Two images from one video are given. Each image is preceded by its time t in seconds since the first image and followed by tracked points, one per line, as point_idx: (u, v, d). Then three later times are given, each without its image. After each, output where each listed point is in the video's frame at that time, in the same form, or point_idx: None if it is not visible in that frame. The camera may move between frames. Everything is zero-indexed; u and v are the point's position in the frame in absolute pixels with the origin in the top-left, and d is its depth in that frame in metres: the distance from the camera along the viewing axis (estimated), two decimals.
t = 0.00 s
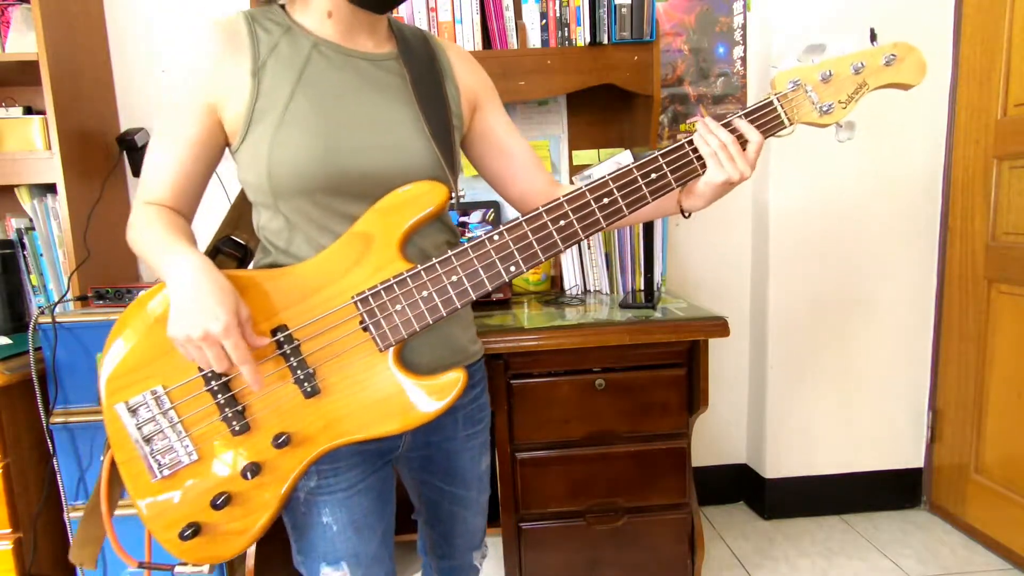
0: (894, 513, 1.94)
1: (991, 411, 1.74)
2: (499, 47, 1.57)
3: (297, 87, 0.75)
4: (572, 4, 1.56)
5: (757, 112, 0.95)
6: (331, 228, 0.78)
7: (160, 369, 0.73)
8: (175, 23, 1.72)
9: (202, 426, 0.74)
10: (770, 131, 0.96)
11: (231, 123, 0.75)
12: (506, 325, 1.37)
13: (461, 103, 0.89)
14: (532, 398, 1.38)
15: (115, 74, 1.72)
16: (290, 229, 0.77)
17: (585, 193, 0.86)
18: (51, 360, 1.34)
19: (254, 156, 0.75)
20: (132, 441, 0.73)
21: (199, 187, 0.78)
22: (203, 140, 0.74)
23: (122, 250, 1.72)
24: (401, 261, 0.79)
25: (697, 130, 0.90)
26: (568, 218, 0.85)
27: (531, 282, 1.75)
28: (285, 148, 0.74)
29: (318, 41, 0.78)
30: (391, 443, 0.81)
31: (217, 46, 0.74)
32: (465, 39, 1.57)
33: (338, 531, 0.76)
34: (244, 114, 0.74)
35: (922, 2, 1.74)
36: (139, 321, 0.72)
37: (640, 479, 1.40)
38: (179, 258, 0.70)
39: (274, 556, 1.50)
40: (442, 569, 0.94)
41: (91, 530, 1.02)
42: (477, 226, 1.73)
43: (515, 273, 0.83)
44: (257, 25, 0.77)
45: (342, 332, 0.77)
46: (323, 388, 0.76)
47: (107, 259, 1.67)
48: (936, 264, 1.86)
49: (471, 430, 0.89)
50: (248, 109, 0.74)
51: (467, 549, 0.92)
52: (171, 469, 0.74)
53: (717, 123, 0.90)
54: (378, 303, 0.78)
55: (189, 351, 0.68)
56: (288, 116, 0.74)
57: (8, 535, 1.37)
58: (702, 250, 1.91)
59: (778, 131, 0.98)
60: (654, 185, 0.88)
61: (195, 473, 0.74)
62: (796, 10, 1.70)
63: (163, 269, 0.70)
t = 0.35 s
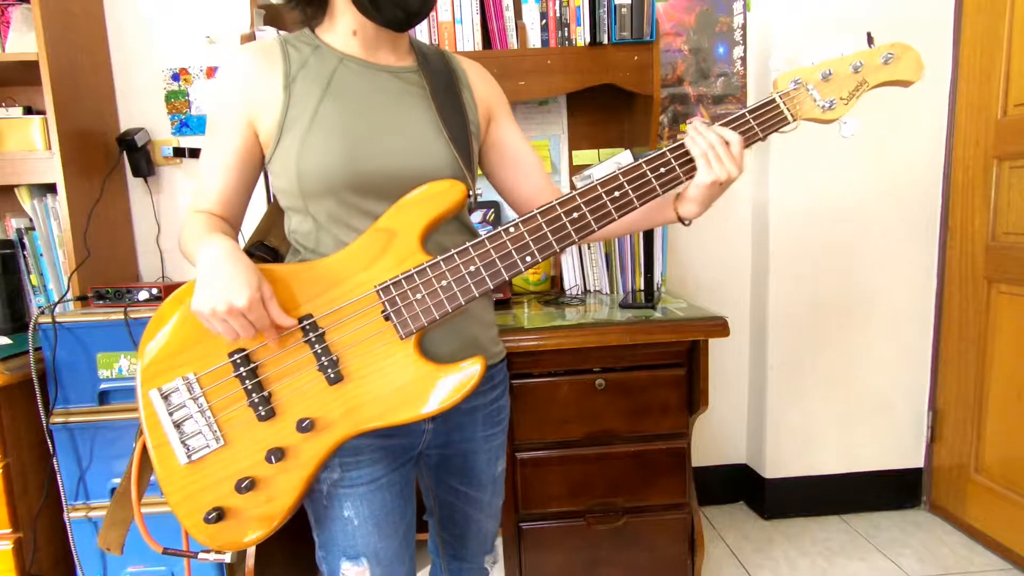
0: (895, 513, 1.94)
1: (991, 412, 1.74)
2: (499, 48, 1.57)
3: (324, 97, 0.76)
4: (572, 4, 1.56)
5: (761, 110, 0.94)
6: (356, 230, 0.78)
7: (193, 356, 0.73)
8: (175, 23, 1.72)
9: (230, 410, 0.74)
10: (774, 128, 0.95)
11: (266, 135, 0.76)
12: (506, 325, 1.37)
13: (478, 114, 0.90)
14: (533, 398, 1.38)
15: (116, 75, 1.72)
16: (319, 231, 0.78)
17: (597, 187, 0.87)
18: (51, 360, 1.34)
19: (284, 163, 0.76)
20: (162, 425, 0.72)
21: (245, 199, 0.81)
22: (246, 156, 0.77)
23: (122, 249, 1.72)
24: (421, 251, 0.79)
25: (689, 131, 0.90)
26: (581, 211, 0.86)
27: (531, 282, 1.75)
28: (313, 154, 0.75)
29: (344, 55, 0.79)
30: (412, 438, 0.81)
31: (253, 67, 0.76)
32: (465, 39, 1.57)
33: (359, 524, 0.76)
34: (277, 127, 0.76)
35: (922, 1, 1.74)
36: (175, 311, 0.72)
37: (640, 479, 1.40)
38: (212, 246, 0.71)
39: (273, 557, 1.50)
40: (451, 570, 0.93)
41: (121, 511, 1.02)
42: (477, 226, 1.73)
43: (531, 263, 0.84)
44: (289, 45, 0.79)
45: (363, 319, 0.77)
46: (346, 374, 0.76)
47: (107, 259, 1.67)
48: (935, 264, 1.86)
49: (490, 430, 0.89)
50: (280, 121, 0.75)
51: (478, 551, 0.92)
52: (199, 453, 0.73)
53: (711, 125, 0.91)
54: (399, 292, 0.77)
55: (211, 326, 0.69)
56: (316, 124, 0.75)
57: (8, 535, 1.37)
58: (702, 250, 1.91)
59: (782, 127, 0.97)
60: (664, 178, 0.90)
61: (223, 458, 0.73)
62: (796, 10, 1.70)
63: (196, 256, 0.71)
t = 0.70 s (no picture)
0: (894, 513, 1.94)
1: (991, 411, 1.74)
2: (499, 47, 1.57)
3: (334, 116, 0.77)
4: (572, 4, 1.57)
5: (743, 119, 0.96)
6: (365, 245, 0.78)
7: (198, 367, 0.73)
8: (175, 23, 1.72)
9: (236, 419, 0.74)
10: (757, 135, 0.97)
11: (275, 153, 0.76)
12: (506, 325, 1.37)
13: (478, 134, 0.91)
14: (533, 398, 1.38)
15: (115, 75, 1.72)
16: (326, 247, 0.78)
17: (592, 192, 0.88)
18: (51, 360, 1.34)
19: (293, 180, 0.76)
20: (168, 435, 0.72)
21: (250, 214, 0.80)
22: (254, 173, 0.77)
23: (122, 250, 1.72)
24: (426, 260, 0.79)
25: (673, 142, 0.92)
26: (579, 216, 0.87)
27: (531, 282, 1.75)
28: (323, 171, 0.75)
29: (352, 77, 0.80)
30: (419, 448, 0.81)
31: (262, 86, 0.76)
32: (465, 39, 1.57)
33: (367, 535, 0.76)
34: (287, 145, 0.76)
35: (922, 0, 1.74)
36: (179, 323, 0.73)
37: (640, 479, 1.40)
38: (217, 266, 0.71)
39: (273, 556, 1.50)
40: None
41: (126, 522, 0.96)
42: (478, 226, 1.73)
43: (533, 266, 0.84)
44: (299, 66, 0.79)
45: (369, 325, 0.77)
46: (353, 379, 0.76)
47: (107, 259, 1.67)
48: (935, 263, 1.86)
49: (496, 440, 0.89)
50: (289, 140, 0.76)
51: (487, 564, 0.91)
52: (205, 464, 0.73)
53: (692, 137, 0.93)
54: (405, 297, 0.77)
55: (219, 343, 0.69)
56: (326, 142, 0.76)
57: (8, 535, 1.37)
58: (702, 250, 1.91)
59: (764, 135, 0.99)
60: (657, 184, 0.91)
61: (229, 467, 0.73)
62: (795, 9, 1.70)
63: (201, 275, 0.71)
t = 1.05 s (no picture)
0: (895, 513, 1.94)
1: (991, 412, 1.74)
2: (499, 47, 1.57)
3: (337, 105, 0.76)
4: (572, 4, 1.57)
5: (745, 136, 0.97)
6: (364, 237, 0.79)
7: (200, 358, 0.73)
8: (175, 23, 1.72)
9: (238, 412, 0.74)
10: (756, 155, 0.98)
11: (274, 139, 0.76)
12: (506, 325, 1.37)
13: (478, 125, 0.92)
14: (533, 398, 1.38)
15: (115, 75, 1.72)
16: (324, 237, 0.78)
17: (595, 205, 0.90)
18: (51, 360, 1.34)
19: (293, 169, 0.75)
20: (172, 427, 0.72)
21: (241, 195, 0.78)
22: (247, 154, 0.75)
23: (122, 250, 1.72)
24: (427, 263, 0.79)
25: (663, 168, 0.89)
26: (580, 227, 0.88)
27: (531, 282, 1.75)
28: (324, 161, 0.75)
29: (355, 64, 0.79)
30: (415, 437, 0.81)
31: (264, 68, 0.75)
32: (465, 39, 1.57)
33: (363, 519, 0.76)
34: (287, 132, 0.75)
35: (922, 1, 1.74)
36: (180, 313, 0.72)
37: (640, 480, 1.40)
38: (223, 261, 0.71)
39: (272, 557, 1.50)
40: (455, 567, 0.93)
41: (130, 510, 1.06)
42: (477, 226, 1.72)
43: (533, 275, 0.86)
44: (300, 48, 0.78)
45: (372, 326, 0.78)
46: (354, 378, 0.77)
47: (107, 259, 1.67)
48: (935, 264, 1.86)
49: (489, 425, 0.90)
50: (290, 126, 0.75)
51: (480, 548, 0.92)
52: (208, 454, 0.73)
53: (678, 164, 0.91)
54: (407, 300, 0.78)
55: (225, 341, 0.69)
56: (328, 132, 0.75)
57: (8, 534, 1.37)
58: (702, 250, 1.91)
59: (763, 155, 1.00)
60: (656, 198, 0.92)
61: (231, 458, 0.74)
62: (796, 10, 1.70)
63: (206, 271, 0.71)
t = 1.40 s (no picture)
0: (895, 514, 1.94)
1: (991, 412, 1.74)
2: (498, 47, 1.57)
3: (337, 105, 0.76)
4: (572, 4, 1.57)
5: (756, 130, 0.96)
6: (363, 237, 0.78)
7: (200, 358, 0.73)
8: (175, 23, 1.72)
9: (237, 412, 0.74)
10: (768, 149, 0.97)
11: (274, 138, 0.75)
12: (506, 325, 1.37)
13: (478, 128, 0.92)
14: (533, 398, 1.38)
15: (115, 75, 1.72)
16: (323, 237, 0.78)
17: (597, 202, 0.89)
18: (51, 360, 1.34)
19: (292, 168, 0.75)
20: (171, 425, 0.73)
21: (235, 190, 0.77)
22: (245, 152, 0.74)
23: (122, 250, 1.72)
24: (425, 262, 0.79)
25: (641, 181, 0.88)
26: (580, 225, 0.88)
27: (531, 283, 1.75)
28: (324, 162, 0.75)
29: (355, 65, 0.80)
30: (413, 437, 0.81)
31: (264, 66, 0.74)
32: (465, 39, 1.57)
33: (360, 519, 0.76)
34: (286, 131, 0.75)
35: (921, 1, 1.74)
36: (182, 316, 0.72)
37: (640, 479, 1.40)
38: (226, 269, 0.71)
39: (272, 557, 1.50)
40: (454, 569, 0.93)
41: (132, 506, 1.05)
42: (477, 227, 1.72)
43: (531, 275, 0.85)
44: (300, 48, 0.78)
45: (369, 327, 0.78)
46: (350, 378, 0.77)
47: (107, 260, 1.67)
48: (935, 264, 1.86)
49: (489, 427, 0.90)
50: (290, 126, 0.75)
51: (479, 551, 0.92)
52: (208, 453, 0.74)
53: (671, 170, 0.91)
54: (403, 301, 0.78)
55: (238, 355, 0.69)
56: (328, 132, 0.75)
57: (8, 535, 1.37)
58: (702, 250, 1.91)
59: (775, 149, 0.99)
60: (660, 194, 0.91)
61: (230, 458, 0.74)
62: (796, 10, 1.70)
63: (208, 276, 0.71)
